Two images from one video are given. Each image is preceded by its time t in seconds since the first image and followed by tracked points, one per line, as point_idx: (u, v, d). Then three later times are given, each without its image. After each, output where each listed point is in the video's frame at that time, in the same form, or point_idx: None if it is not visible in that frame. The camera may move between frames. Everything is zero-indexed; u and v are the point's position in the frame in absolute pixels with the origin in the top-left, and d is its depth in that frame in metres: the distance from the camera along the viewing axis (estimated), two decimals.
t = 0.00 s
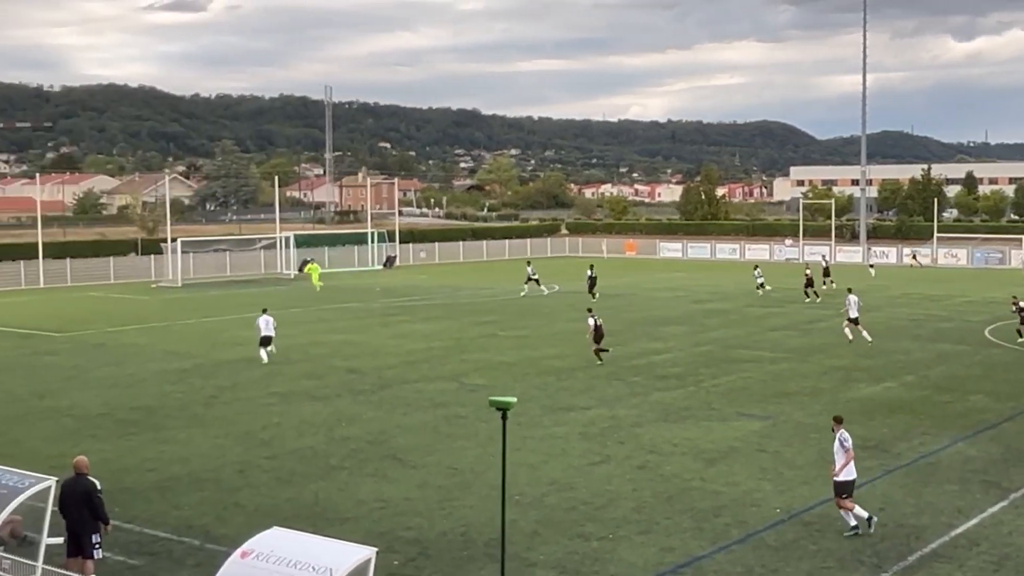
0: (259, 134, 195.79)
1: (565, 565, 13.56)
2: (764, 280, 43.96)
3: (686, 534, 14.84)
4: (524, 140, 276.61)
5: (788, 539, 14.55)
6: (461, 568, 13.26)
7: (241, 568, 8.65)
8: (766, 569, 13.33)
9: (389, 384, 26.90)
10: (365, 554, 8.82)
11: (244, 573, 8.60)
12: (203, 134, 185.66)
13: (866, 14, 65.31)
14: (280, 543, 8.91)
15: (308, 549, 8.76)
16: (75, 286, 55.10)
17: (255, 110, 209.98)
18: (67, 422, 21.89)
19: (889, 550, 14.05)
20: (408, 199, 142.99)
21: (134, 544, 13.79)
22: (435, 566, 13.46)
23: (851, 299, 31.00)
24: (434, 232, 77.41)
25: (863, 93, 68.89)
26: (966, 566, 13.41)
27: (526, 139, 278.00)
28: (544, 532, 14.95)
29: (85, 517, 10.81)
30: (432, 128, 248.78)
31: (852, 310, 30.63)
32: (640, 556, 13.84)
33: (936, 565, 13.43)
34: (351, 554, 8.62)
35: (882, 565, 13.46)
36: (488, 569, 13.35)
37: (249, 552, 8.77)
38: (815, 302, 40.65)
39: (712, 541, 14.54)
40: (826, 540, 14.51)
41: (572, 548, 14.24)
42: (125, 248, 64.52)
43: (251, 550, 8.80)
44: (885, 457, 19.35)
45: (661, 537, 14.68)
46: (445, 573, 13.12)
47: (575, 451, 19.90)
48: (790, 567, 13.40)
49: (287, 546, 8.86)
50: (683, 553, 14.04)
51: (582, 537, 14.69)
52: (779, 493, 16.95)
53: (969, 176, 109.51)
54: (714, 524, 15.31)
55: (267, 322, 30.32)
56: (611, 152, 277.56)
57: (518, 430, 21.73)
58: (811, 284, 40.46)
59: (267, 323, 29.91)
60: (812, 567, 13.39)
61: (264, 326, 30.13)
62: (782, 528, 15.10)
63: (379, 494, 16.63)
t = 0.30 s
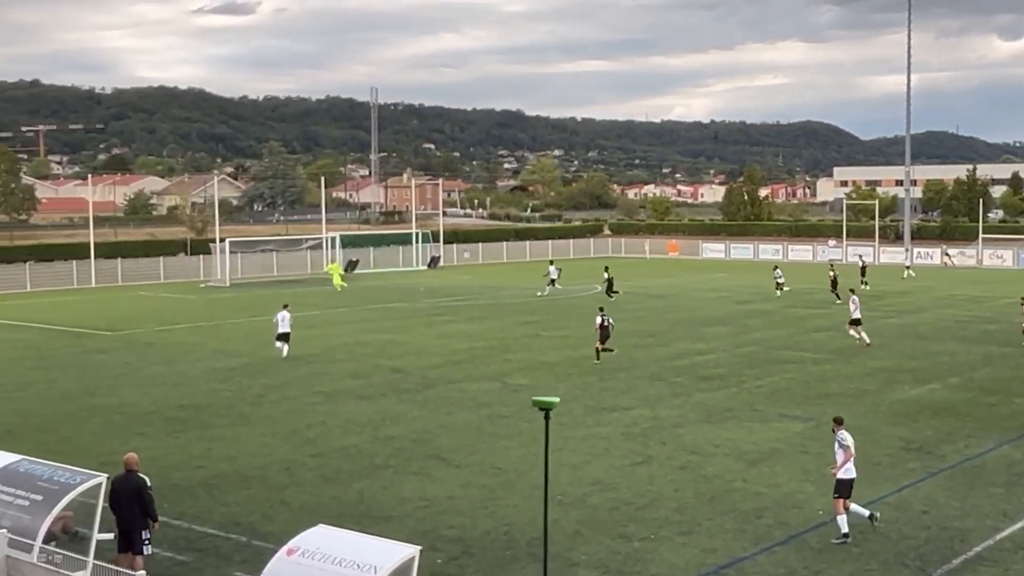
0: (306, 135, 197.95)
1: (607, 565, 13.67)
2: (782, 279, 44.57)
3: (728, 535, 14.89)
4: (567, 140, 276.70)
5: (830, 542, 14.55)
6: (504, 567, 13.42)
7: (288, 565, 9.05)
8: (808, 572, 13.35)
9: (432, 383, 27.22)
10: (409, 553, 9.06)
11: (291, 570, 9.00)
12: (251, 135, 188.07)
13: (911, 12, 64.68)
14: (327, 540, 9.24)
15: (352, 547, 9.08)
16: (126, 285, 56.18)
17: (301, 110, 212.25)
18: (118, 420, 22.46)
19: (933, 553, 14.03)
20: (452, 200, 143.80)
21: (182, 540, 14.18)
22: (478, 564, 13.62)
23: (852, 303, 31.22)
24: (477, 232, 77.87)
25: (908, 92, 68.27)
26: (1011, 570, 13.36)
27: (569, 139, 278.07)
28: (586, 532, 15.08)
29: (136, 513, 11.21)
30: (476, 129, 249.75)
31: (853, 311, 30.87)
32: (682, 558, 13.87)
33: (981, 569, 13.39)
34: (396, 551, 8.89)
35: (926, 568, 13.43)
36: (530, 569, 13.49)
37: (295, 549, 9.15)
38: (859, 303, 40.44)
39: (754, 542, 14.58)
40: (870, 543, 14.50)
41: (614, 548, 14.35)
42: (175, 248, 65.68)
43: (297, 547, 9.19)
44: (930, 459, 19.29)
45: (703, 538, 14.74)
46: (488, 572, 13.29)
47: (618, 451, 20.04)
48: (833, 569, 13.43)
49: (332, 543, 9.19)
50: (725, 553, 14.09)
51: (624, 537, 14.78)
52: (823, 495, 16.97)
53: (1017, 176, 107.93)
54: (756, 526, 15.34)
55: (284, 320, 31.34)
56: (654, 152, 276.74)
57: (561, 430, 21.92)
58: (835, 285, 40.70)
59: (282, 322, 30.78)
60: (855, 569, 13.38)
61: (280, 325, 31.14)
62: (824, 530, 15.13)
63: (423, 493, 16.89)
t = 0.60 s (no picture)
0: (345, 138, 199.50)
1: (643, 565, 13.69)
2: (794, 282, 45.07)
3: (765, 537, 14.87)
4: (604, 142, 276.53)
5: (867, 544, 14.52)
6: (540, 568, 13.50)
7: (326, 564, 9.27)
8: (845, 574, 13.31)
9: (469, 384, 27.48)
10: (447, 551, 9.18)
11: (329, 569, 9.22)
12: (291, 137, 189.83)
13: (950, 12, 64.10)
14: (364, 539, 9.43)
15: (390, 547, 9.25)
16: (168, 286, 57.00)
17: (340, 112, 213.92)
18: (160, 419, 22.90)
19: (971, 557, 13.97)
20: (489, 202, 144.30)
21: (222, 538, 14.50)
22: (515, 564, 13.72)
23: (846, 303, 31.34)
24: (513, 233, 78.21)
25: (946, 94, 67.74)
26: None
27: (606, 141, 277.94)
28: (623, 532, 15.11)
29: (177, 512, 11.52)
30: (513, 131, 250.32)
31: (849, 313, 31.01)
32: (718, 559, 13.87)
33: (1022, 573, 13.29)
34: (434, 551, 9.03)
35: (964, 572, 13.37)
36: (566, 569, 13.58)
37: (333, 548, 9.37)
38: (896, 304, 40.20)
39: (790, 544, 14.56)
40: (907, 546, 14.45)
41: (650, 548, 14.36)
42: (217, 249, 66.52)
43: (334, 546, 9.41)
44: (968, 462, 19.21)
45: (739, 539, 14.71)
46: (524, 572, 13.38)
47: (654, 452, 20.15)
48: (871, 573, 13.38)
49: (370, 542, 9.38)
50: (761, 555, 14.05)
51: (661, 538, 14.78)
52: (860, 498, 16.94)
53: None
54: (792, 527, 15.34)
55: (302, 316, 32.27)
56: (691, 153, 275.77)
57: (598, 431, 22.06)
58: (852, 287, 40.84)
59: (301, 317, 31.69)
60: (894, 572, 13.33)
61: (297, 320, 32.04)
62: (863, 532, 15.10)
63: (460, 493, 17.09)
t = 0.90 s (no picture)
0: (376, 140, 200.64)
1: (671, 567, 13.75)
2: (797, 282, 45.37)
3: (794, 539, 14.88)
4: (634, 144, 276.17)
5: (897, 546, 14.51)
6: (569, 568, 13.61)
7: (357, 564, 9.47)
8: None
9: (499, 385, 27.66)
10: (476, 552, 9.35)
11: (360, 569, 9.41)
12: (322, 138, 191.18)
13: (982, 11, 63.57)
14: (395, 539, 9.63)
15: (420, 547, 9.44)
16: (202, 286, 57.66)
17: (371, 115, 215.18)
18: (194, 419, 23.27)
19: (1003, 561, 13.91)
20: (518, 203, 144.67)
21: (255, 538, 14.74)
22: (544, 564, 13.83)
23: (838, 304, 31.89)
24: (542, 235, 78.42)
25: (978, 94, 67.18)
26: None
27: (635, 142, 277.52)
28: (652, 533, 15.18)
29: (209, 510, 11.76)
30: (543, 133, 250.51)
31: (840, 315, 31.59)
32: (746, 560, 13.90)
33: None
34: (463, 551, 9.19)
35: None
36: (595, 570, 13.67)
37: (364, 548, 9.58)
38: (927, 306, 39.98)
39: (820, 546, 14.55)
40: (937, 549, 14.42)
41: (678, 550, 14.40)
42: (250, 249, 67.21)
43: (364, 546, 9.62)
44: (1000, 465, 19.12)
45: (769, 541, 14.74)
46: (553, 572, 13.48)
47: (683, 454, 20.24)
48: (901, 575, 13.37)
49: (400, 542, 9.58)
50: (791, 557, 14.07)
51: (689, 539, 14.84)
52: (890, 500, 16.92)
53: None
54: (823, 529, 15.34)
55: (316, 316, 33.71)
56: (721, 154, 274.82)
57: (626, 432, 22.17)
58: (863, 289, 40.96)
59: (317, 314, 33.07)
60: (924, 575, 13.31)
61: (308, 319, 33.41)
62: (893, 534, 15.09)
63: (489, 494, 17.24)
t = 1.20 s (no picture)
0: (400, 142, 201.47)
1: (694, 567, 13.83)
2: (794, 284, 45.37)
3: (817, 540, 14.91)
4: (657, 145, 275.77)
5: (923, 549, 14.50)
6: (592, 569, 13.72)
7: (382, 564, 9.63)
8: None
9: (523, 386, 27.80)
10: (500, 553, 9.47)
11: (385, 569, 9.57)
12: (347, 140, 192.11)
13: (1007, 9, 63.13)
14: (419, 540, 9.77)
15: (444, 547, 9.58)
16: (228, 287, 58.08)
17: (396, 117, 216.13)
18: (221, 419, 23.56)
19: None
20: (542, 205, 144.69)
21: (280, 538, 14.94)
22: (567, 565, 13.95)
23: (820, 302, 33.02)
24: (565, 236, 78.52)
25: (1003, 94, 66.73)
26: None
27: (659, 144, 277.07)
28: (675, 534, 15.25)
29: (234, 511, 11.94)
30: (567, 133, 250.62)
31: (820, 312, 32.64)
32: (770, 561, 13.95)
33: None
34: (487, 552, 9.31)
35: None
36: (619, 570, 13.77)
37: (388, 548, 9.74)
38: (952, 307, 39.76)
39: (844, 548, 14.57)
40: (963, 551, 14.43)
41: (702, 551, 14.46)
42: (274, 251, 67.71)
43: (389, 546, 9.77)
44: None
45: (792, 543, 14.78)
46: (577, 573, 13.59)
47: (706, 455, 20.30)
48: None
49: (424, 542, 9.73)
50: (815, 559, 14.09)
51: (712, 541, 14.90)
52: (915, 502, 16.90)
53: None
54: (846, 531, 15.35)
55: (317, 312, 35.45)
56: (744, 155, 273.76)
57: (650, 433, 22.24)
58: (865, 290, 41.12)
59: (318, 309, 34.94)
60: None
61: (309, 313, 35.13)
62: (917, 537, 15.09)
63: (513, 495, 17.37)
